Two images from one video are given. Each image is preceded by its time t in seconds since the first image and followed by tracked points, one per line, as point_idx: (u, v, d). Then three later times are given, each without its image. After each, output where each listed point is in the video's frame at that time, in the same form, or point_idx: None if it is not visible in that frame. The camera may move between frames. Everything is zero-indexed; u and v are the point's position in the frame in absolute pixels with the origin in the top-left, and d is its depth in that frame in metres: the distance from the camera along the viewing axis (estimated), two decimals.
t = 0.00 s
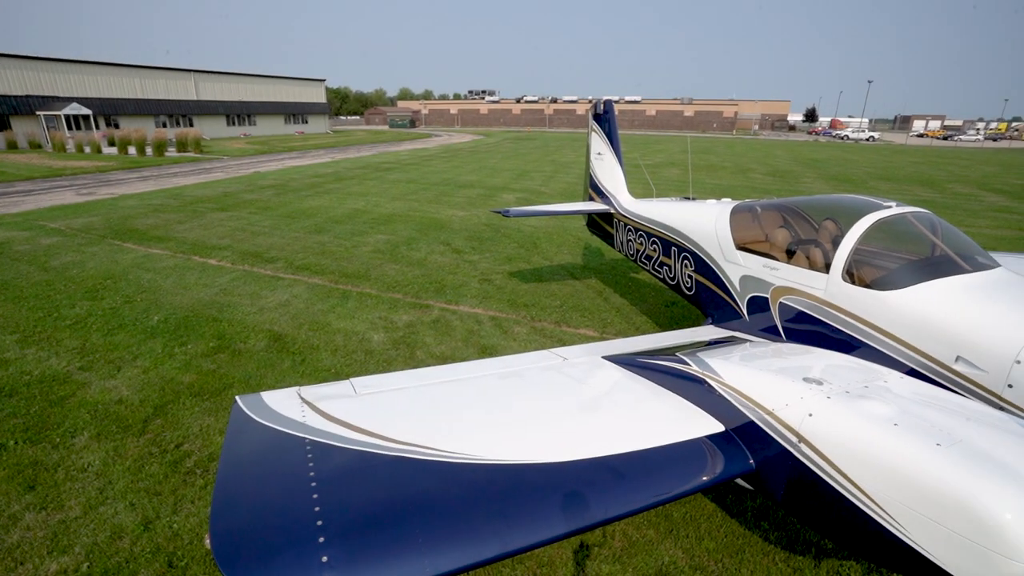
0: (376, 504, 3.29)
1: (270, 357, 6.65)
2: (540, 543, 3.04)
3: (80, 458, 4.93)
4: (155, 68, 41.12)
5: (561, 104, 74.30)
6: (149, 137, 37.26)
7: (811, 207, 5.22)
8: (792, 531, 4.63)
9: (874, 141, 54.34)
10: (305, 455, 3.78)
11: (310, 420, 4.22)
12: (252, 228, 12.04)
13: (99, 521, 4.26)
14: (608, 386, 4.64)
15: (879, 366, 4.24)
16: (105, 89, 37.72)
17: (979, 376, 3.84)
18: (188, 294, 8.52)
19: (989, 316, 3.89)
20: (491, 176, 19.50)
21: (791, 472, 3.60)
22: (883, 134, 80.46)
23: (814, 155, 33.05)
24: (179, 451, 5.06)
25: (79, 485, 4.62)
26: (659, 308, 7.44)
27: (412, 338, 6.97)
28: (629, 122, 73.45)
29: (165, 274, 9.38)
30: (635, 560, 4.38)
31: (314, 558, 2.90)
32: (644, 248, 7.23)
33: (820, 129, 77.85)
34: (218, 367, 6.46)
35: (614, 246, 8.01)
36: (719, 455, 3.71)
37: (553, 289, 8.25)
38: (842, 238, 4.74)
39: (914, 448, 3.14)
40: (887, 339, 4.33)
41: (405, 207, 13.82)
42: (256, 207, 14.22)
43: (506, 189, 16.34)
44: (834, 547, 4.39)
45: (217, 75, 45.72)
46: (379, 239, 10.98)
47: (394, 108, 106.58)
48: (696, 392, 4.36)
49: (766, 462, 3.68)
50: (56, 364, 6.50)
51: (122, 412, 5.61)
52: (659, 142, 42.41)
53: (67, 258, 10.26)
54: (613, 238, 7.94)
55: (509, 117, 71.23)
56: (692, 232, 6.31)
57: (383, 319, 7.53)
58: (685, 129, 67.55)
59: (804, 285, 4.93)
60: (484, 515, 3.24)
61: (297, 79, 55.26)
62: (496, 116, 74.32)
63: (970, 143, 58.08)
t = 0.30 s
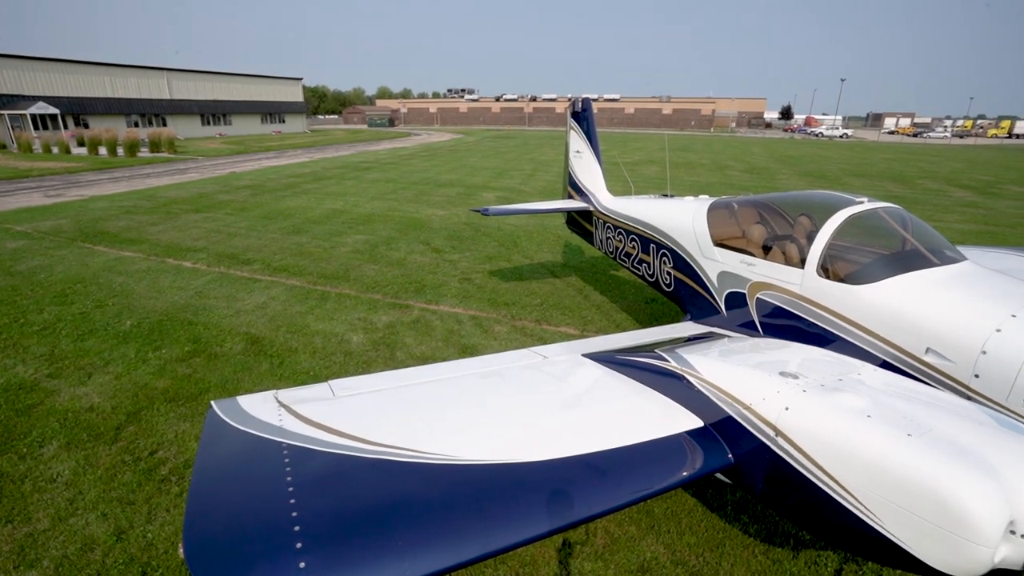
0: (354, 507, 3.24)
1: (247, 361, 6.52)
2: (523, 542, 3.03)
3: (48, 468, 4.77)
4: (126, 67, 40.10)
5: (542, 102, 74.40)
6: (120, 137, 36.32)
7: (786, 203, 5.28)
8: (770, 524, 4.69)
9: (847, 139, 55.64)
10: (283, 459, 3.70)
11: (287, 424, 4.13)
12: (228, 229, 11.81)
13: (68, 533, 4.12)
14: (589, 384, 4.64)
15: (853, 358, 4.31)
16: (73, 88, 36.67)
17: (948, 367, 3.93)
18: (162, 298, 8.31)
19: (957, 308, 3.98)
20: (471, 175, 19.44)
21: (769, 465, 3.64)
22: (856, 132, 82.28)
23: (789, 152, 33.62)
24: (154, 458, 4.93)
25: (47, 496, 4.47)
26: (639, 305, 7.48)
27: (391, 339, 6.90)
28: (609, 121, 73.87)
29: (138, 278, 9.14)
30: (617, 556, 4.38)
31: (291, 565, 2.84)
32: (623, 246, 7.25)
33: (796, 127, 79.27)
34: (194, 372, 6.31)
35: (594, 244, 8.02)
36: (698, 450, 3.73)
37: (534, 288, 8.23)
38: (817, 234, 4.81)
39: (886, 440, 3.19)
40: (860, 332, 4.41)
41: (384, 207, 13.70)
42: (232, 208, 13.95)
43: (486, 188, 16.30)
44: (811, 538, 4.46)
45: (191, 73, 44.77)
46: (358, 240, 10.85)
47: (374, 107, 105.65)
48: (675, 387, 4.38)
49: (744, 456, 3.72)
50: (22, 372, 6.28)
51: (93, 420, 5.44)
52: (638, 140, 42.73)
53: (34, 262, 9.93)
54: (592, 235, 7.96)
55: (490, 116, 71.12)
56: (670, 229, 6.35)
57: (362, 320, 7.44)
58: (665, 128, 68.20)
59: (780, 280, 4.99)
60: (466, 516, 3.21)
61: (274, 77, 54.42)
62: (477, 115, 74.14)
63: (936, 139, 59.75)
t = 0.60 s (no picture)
0: (328, 512, 3.17)
1: (219, 365, 6.35)
2: (503, 541, 3.00)
3: (8, 483, 4.57)
4: (89, 64, 38.80)
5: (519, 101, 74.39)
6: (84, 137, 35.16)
7: (758, 199, 5.34)
8: (747, 516, 4.75)
9: (817, 136, 56.90)
10: (254, 465, 3.59)
11: (259, 429, 4.00)
12: (199, 231, 11.51)
13: (30, 549, 3.95)
14: (568, 382, 4.62)
15: (824, 351, 4.38)
16: (33, 86, 35.33)
17: (915, 357, 4.02)
18: (129, 302, 8.05)
19: (923, 300, 4.08)
20: (448, 173, 19.30)
21: (743, 458, 3.68)
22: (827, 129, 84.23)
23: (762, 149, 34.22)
24: (121, 468, 4.76)
25: (8, 512, 4.28)
26: (616, 302, 7.51)
27: (368, 340, 6.80)
28: (586, 119, 74.24)
29: (103, 282, 8.84)
30: (597, 553, 4.39)
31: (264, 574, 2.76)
32: (600, 243, 7.26)
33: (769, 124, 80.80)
34: (163, 378, 6.11)
35: (571, 242, 8.03)
36: (675, 444, 3.74)
37: (512, 286, 8.21)
38: (789, 229, 4.87)
39: (856, 430, 3.25)
40: (831, 325, 4.48)
41: (360, 207, 13.52)
42: (202, 209, 13.61)
43: (463, 186, 16.21)
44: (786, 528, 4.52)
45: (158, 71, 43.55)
46: (333, 240, 10.68)
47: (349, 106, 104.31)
48: (651, 383, 4.40)
49: (719, 449, 3.75)
50: None
51: (56, 430, 5.23)
52: (615, 138, 43.02)
53: None
54: (569, 233, 7.96)
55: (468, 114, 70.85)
56: (645, 226, 6.38)
57: (338, 321, 7.32)
58: (641, 125, 68.85)
59: (754, 275, 5.04)
60: (444, 517, 3.16)
61: (246, 76, 53.30)
62: (454, 113, 73.78)
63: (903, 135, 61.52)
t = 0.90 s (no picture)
0: (299, 518, 3.09)
1: (187, 371, 6.15)
2: (481, 541, 2.97)
3: None
4: (47, 61, 37.34)
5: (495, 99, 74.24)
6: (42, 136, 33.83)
7: (729, 194, 5.39)
8: (723, 508, 4.79)
9: (787, 132, 58.15)
10: (222, 473, 3.47)
11: (227, 435, 3.85)
12: (165, 233, 11.17)
13: None
14: (546, 380, 4.59)
15: (794, 343, 4.45)
16: None
17: (881, 348, 4.11)
18: (91, 308, 7.76)
19: (888, 292, 4.17)
20: (423, 172, 19.13)
21: (717, 451, 3.71)
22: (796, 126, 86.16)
23: (734, 145, 34.83)
24: (84, 480, 4.56)
25: None
26: (592, 299, 7.53)
27: (342, 342, 6.67)
28: (562, 116, 74.46)
29: (63, 287, 8.50)
30: (575, 550, 4.38)
31: None
32: (575, 240, 7.26)
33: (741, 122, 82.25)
34: (128, 385, 5.89)
35: (546, 239, 8.01)
36: (650, 440, 3.75)
37: (488, 285, 8.16)
38: (760, 223, 4.93)
39: (825, 421, 3.30)
40: (801, 318, 4.55)
41: (333, 207, 13.30)
42: (169, 211, 13.21)
43: (439, 185, 16.09)
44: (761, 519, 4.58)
45: (121, 68, 42.15)
46: (305, 241, 10.47)
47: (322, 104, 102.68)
48: (626, 379, 4.40)
49: (693, 444, 3.77)
50: None
51: (13, 443, 5.00)
52: (590, 135, 43.22)
53: None
54: (544, 230, 7.94)
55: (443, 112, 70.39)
56: (619, 223, 6.39)
57: (311, 323, 7.17)
58: (617, 123, 69.41)
59: (727, 270, 5.09)
60: (419, 519, 3.12)
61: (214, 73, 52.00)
62: (430, 112, 73.26)
63: (869, 132, 63.32)
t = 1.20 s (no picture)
0: (269, 524, 3.01)
1: (152, 378, 5.96)
2: (457, 542, 2.94)
3: None
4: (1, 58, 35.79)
5: (469, 96, 73.91)
6: None
7: (700, 190, 5.44)
8: (698, 500, 4.85)
9: (759, 128, 59.25)
10: (186, 482, 3.35)
11: (191, 442, 3.72)
12: (128, 236, 10.80)
13: None
14: (521, 378, 4.57)
15: (764, 336, 4.51)
16: None
17: (848, 339, 4.19)
18: (49, 315, 7.45)
19: (854, 285, 4.26)
20: (398, 171, 18.93)
21: (689, 445, 3.74)
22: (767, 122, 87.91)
23: (707, 142, 35.36)
24: (40, 495, 4.37)
25: None
26: (568, 296, 7.54)
27: (315, 344, 6.55)
28: (537, 114, 74.56)
29: (19, 294, 8.15)
30: (553, 547, 4.37)
31: None
32: (549, 237, 7.25)
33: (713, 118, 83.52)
34: (89, 394, 5.68)
35: (520, 237, 7.99)
36: (625, 435, 3.77)
37: (463, 283, 8.11)
38: (730, 219, 4.99)
39: (793, 412, 3.34)
40: (771, 311, 4.62)
41: (304, 207, 13.06)
42: (132, 212, 12.79)
43: (413, 183, 15.94)
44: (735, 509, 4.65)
45: (81, 65, 40.66)
46: (276, 242, 10.25)
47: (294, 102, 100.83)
48: (600, 375, 4.41)
49: (666, 438, 3.80)
50: None
51: None
52: (565, 132, 43.36)
53: None
54: (518, 228, 7.91)
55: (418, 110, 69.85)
56: (592, 220, 6.41)
57: (283, 326, 7.03)
58: (592, 120, 69.84)
59: (699, 265, 5.14)
60: (393, 521, 3.07)
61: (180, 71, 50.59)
62: (404, 109, 72.59)
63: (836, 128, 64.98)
